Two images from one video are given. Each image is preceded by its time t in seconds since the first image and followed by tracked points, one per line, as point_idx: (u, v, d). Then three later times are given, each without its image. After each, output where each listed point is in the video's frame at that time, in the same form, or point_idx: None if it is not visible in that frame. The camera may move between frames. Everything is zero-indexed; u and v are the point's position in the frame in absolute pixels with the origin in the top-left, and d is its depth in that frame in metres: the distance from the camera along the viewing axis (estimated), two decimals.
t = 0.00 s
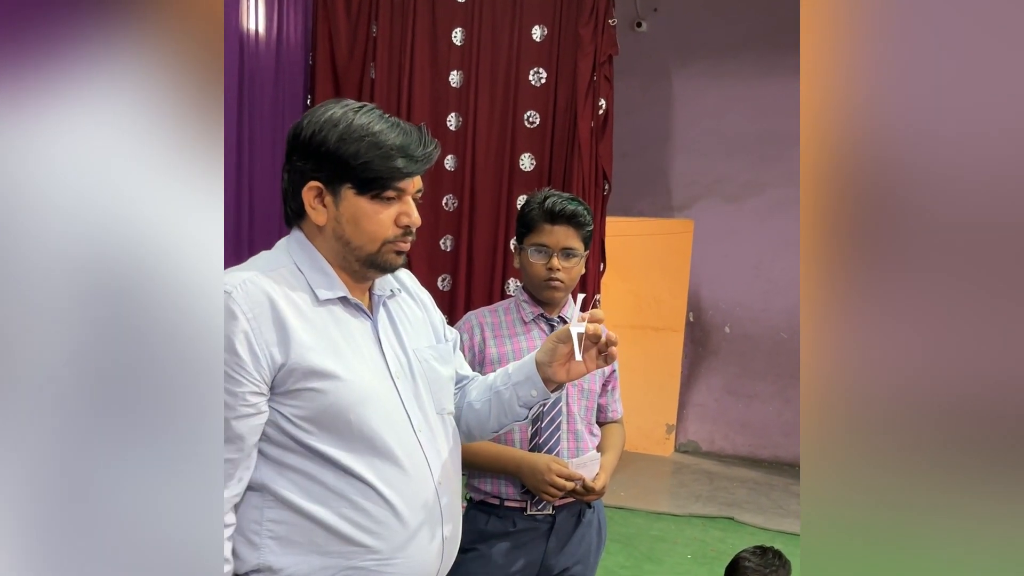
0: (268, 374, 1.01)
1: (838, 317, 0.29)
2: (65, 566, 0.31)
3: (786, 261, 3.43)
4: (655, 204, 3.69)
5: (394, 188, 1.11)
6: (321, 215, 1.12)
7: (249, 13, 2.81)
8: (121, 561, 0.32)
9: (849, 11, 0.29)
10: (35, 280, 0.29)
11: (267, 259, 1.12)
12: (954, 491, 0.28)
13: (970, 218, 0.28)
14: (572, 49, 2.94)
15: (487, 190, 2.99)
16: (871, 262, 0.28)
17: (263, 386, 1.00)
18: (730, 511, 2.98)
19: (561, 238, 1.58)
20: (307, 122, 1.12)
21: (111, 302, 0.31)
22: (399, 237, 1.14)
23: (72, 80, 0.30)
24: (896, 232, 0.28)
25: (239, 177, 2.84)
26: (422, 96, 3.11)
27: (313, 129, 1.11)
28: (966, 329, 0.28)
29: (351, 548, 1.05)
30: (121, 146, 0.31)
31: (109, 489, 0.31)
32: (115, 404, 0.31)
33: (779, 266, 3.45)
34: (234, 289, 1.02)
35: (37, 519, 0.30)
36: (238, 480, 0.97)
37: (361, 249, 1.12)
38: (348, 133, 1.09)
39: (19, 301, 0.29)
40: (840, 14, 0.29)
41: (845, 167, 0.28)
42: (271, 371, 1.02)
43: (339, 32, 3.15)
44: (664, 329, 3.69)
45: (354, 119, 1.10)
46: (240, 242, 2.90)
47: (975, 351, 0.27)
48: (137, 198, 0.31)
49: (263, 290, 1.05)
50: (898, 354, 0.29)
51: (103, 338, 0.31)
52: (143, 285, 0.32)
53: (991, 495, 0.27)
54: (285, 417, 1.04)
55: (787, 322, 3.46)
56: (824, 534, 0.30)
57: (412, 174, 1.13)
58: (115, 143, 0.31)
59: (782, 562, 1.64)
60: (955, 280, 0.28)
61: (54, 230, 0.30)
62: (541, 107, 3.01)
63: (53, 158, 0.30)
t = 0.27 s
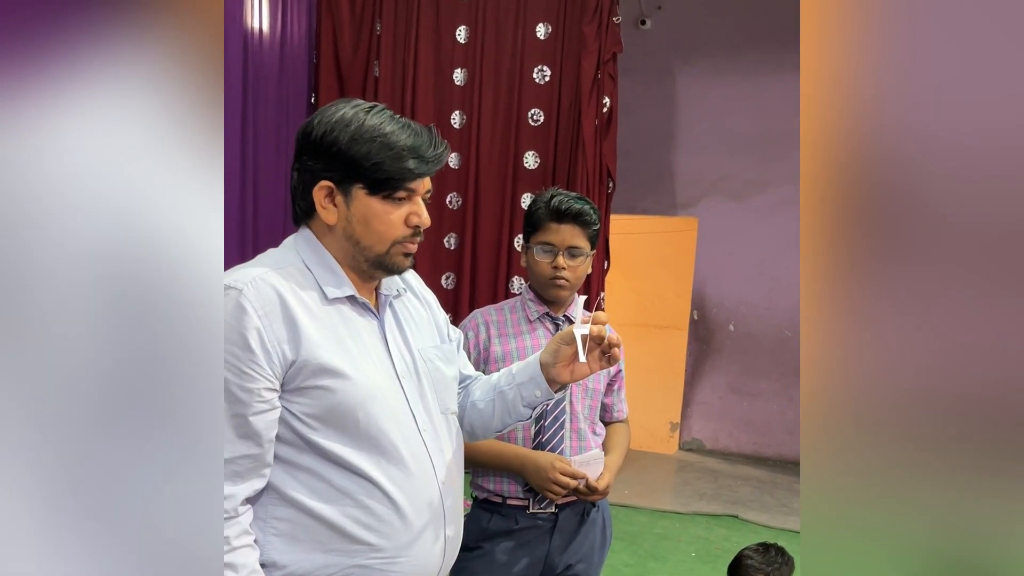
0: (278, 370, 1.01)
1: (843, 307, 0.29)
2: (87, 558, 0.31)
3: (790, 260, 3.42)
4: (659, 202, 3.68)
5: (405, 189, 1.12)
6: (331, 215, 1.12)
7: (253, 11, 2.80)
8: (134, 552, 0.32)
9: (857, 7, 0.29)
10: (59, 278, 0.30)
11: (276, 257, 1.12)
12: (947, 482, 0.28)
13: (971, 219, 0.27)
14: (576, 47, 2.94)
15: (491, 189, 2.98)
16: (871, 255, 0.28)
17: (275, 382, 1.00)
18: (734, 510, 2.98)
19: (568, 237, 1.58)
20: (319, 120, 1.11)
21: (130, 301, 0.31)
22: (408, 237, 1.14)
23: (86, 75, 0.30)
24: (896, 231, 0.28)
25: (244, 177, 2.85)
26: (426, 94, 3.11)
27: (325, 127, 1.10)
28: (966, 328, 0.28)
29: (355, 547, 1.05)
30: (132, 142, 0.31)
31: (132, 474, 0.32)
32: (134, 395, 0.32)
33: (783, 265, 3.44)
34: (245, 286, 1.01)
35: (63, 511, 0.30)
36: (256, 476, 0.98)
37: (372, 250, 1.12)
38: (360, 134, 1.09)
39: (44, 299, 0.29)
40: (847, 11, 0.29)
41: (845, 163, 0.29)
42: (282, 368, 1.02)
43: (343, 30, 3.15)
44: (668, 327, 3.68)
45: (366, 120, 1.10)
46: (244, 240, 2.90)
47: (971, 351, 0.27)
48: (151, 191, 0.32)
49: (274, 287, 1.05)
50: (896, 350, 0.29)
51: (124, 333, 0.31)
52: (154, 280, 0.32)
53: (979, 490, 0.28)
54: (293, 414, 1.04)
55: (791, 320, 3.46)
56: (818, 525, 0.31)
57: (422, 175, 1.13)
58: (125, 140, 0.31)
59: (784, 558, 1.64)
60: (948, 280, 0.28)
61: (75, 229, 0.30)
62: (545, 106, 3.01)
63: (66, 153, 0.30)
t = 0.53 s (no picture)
0: (293, 367, 1.01)
1: (843, 300, 0.29)
2: (102, 553, 0.31)
3: (794, 257, 3.42)
4: (662, 199, 3.68)
5: (433, 200, 1.13)
6: (356, 221, 1.11)
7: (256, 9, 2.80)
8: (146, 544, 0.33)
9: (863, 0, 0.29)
10: (78, 274, 0.30)
11: (289, 253, 1.12)
12: (944, 473, 0.28)
13: (972, 207, 0.27)
14: (579, 44, 2.94)
15: (494, 187, 2.99)
16: (871, 246, 0.28)
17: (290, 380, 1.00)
18: (737, 507, 2.98)
19: (568, 232, 1.57)
20: (347, 125, 1.10)
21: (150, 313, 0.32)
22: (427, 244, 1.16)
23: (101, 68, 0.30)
24: (895, 222, 0.28)
25: (247, 175, 2.85)
26: (429, 91, 3.11)
27: (355, 134, 1.09)
28: (964, 320, 0.28)
29: (364, 544, 1.05)
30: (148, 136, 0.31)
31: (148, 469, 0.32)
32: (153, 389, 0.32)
33: (786, 262, 3.44)
34: (261, 283, 1.01)
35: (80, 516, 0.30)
36: (262, 476, 0.98)
37: (394, 257, 1.14)
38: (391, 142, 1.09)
39: (66, 298, 0.29)
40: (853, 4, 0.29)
41: (845, 153, 0.28)
42: (298, 365, 1.02)
43: (346, 27, 3.15)
44: (670, 325, 3.68)
45: (396, 128, 1.10)
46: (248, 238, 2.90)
47: (971, 341, 0.28)
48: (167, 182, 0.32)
49: (289, 285, 1.04)
50: (894, 341, 0.29)
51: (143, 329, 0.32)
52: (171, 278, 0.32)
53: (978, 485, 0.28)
54: (306, 411, 1.05)
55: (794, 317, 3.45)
56: (818, 520, 0.30)
57: (449, 188, 1.15)
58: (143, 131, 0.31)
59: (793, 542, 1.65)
60: (948, 271, 0.28)
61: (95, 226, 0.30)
62: (548, 103, 3.00)
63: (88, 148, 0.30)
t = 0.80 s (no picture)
0: (315, 365, 0.99)
1: (840, 288, 0.29)
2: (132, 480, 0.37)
3: (796, 255, 3.41)
4: (664, 197, 3.68)
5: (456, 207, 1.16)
6: (392, 227, 1.11)
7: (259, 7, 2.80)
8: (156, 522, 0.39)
9: None
10: (110, 281, 0.37)
11: (302, 250, 1.10)
12: (941, 463, 0.28)
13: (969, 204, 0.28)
14: (581, 42, 2.93)
15: (497, 184, 2.98)
16: (869, 235, 0.28)
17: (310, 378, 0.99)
18: (738, 505, 2.98)
19: (570, 231, 1.57)
20: (383, 135, 1.08)
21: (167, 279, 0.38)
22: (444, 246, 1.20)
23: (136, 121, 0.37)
24: (894, 211, 0.28)
25: (250, 173, 2.84)
26: (431, 89, 3.11)
27: (393, 144, 1.07)
28: (964, 309, 0.28)
29: (375, 541, 1.06)
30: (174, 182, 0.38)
31: (164, 465, 0.39)
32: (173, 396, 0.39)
33: (788, 260, 3.44)
34: (283, 281, 0.99)
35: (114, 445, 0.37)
36: (280, 474, 0.97)
37: (419, 259, 1.16)
38: (427, 154, 1.10)
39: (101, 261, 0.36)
40: None
41: (841, 141, 0.28)
42: (319, 364, 1.01)
43: (348, 25, 3.15)
44: (671, 323, 3.68)
45: (429, 141, 1.10)
46: (251, 236, 2.89)
47: (971, 336, 0.28)
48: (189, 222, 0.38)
49: (309, 282, 1.03)
50: (892, 330, 0.29)
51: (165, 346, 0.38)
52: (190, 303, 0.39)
53: (973, 472, 0.28)
54: (322, 410, 1.03)
55: (796, 315, 3.45)
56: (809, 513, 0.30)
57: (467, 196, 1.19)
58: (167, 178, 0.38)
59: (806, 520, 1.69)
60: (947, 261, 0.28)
61: (122, 263, 0.37)
62: (550, 101, 3.00)
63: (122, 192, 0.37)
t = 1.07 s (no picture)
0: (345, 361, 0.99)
1: (837, 280, 0.28)
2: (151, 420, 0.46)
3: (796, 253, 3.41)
4: (665, 195, 3.68)
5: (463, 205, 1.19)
6: (411, 228, 1.12)
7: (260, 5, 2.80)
8: (178, 456, 0.46)
9: None
10: (132, 257, 0.44)
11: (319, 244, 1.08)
12: (951, 457, 0.27)
13: (971, 195, 0.26)
14: (582, 40, 2.93)
15: (497, 183, 2.98)
16: (872, 223, 0.27)
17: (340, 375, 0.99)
18: (739, 503, 2.98)
19: (576, 232, 1.57)
20: (405, 140, 1.07)
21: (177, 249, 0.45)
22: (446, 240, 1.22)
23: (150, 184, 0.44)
24: (896, 197, 0.27)
25: (250, 172, 2.83)
26: (431, 87, 3.10)
27: (416, 152, 1.07)
28: (970, 297, 0.26)
29: (389, 539, 1.06)
30: (182, 229, 0.45)
31: (181, 467, 0.46)
32: (186, 408, 0.46)
33: (788, 259, 3.44)
34: (313, 276, 0.98)
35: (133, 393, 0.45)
36: (315, 469, 0.97)
37: (427, 256, 1.18)
38: (445, 161, 1.11)
39: (126, 240, 0.44)
40: None
41: (833, 130, 0.28)
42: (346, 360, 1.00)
43: (349, 23, 3.15)
44: (671, 321, 3.68)
45: (446, 147, 1.11)
46: (253, 234, 2.89)
47: (977, 333, 0.26)
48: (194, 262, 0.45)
49: (336, 279, 1.02)
50: (894, 323, 0.28)
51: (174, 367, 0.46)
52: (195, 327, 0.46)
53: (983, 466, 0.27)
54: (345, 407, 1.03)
55: (797, 314, 3.45)
56: (820, 514, 0.29)
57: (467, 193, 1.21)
58: (175, 228, 0.45)
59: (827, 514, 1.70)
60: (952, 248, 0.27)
61: (140, 237, 0.45)
62: (551, 99, 3.00)
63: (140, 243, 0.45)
